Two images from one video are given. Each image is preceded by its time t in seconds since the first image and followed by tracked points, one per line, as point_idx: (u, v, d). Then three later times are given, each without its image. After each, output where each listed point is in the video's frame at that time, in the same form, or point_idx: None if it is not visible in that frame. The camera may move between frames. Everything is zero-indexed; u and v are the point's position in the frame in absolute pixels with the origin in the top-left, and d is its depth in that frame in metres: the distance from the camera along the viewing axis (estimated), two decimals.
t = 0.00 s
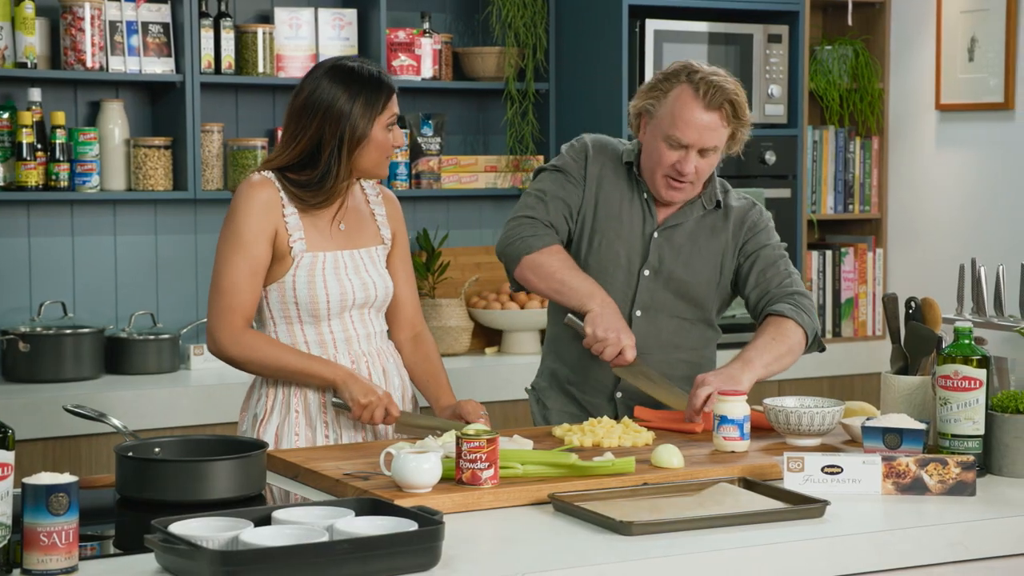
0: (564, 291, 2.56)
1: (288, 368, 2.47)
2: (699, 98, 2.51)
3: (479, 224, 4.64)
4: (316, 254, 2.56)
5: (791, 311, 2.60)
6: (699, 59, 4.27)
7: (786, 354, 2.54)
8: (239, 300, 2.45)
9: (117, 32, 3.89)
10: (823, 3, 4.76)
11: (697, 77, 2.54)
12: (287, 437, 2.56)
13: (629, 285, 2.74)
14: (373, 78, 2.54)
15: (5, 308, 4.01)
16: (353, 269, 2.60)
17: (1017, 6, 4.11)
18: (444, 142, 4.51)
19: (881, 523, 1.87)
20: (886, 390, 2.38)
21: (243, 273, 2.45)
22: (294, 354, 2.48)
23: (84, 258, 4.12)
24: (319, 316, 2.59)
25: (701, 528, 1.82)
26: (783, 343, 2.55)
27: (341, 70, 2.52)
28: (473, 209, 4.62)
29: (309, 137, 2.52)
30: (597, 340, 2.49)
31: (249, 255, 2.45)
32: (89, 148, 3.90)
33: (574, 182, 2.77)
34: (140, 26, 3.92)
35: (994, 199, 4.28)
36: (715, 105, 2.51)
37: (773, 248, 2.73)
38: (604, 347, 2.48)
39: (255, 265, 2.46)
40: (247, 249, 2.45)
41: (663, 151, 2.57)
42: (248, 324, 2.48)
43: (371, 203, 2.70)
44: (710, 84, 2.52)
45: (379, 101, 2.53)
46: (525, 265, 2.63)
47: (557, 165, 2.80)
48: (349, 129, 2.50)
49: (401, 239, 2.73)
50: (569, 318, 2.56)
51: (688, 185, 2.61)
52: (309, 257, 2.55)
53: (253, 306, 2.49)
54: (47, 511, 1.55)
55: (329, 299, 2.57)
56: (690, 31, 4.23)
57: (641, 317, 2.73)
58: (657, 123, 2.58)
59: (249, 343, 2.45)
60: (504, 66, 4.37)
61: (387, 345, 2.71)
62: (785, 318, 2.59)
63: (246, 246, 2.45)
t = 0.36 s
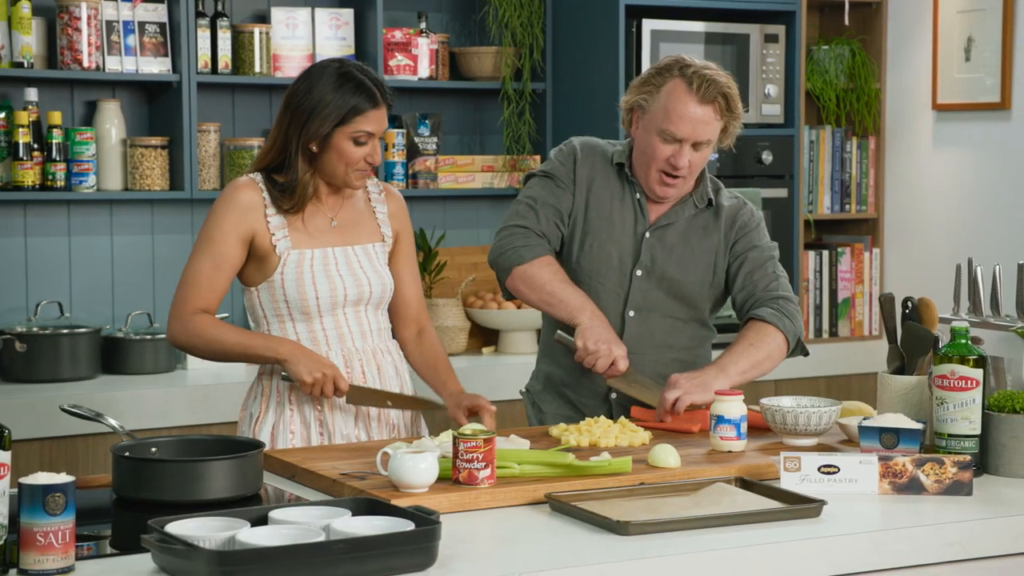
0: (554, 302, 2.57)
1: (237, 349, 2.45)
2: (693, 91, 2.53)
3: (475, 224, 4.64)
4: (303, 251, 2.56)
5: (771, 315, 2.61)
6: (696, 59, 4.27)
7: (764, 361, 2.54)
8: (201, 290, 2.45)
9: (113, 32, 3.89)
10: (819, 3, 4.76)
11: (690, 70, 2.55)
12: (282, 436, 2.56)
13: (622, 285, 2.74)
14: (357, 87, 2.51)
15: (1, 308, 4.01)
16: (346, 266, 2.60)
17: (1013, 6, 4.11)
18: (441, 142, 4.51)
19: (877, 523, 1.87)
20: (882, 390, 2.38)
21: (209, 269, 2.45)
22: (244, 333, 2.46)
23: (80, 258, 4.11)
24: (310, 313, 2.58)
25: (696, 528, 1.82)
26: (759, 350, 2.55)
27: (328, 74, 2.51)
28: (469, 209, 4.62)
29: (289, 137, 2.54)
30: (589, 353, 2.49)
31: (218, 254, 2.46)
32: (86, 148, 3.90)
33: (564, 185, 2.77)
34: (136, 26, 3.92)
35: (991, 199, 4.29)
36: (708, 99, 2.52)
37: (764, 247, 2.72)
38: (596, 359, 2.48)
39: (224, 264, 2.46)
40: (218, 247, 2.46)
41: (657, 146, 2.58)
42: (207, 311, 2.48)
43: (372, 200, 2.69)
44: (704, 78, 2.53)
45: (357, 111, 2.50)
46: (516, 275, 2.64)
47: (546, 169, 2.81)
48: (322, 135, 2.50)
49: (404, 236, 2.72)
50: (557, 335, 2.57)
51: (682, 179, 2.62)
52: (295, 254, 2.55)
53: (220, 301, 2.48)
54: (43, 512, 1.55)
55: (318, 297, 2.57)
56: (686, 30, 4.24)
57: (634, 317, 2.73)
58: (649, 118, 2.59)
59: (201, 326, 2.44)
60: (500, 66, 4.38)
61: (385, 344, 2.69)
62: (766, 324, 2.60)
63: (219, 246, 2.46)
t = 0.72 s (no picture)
0: (548, 311, 2.60)
1: (232, 358, 2.44)
2: (678, 92, 2.54)
3: (473, 224, 4.64)
4: (290, 254, 2.55)
5: (762, 317, 2.63)
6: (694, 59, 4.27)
7: (755, 365, 2.57)
8: (203, 298, 2.47)
9: (111, 32, 3.88)
10: (817, 3, 4.75)
11: (675, 71, 2.56)
12: (269, 436, 2.56)
13: (612, 286, 2.75)
14: (349, 88, 2.47)
15: None
16: (335, 269, 2.59)
17: (1010, 6, 4.11)
18: (438, 142, 4.51)
19: (874, 523, 1.87)
20: (879, 390, 2.38)
21: (206, 278, 2.47)
22: (240, 340, 2.45)
23: (77, 258, 4.11)
24: (296, 316, 2.59)
25: (694, 528, 1.82)
26: (750, 354, 2.58)
27: (322, 74, 2.47)
28: (468, 209, 4.62)
29: (280, 137, 2.51)
30: (584, 361, 2.54)
31: (211, 261, 2.47)
32: (83, 148, 3.90)
33: (553, 188, 2.76)
34: (134, 26, 3.91)
35: (989, 199, 4.29)
36: (694, 100, 2.53)
37: (754, 246, 2.73)
38: (590, 367, 2.52)
39: (218, 269, 2.47)
40: (209, 253, 2.47)
41: (643, 146, 2.58)
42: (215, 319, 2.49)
43: (373, 199, 2.67)
44: (688, 79, 2.55)
45: (347, 113, 2.46)
46: (510, 283, 2.66)
47: (535, 174, 2.79)
48: (311, 137, 2.47)
49: (415, 228, 2.71)
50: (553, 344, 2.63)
51: (670, 180, 2.62)
52: (282, 257, 2.54)
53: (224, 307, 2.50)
54: (41, 512, 1.55)
55: (303, 301, 2.57)
56: (683, 30, 4.24)
57: (625, 317, 2.73)
58: (635, 119, 2.59)
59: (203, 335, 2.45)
60: (498, 66, 4.39)
61: (378, 346, 2.69)
62: (755, 325, 2.63)
63: (211, 252, 2.47)
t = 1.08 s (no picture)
0: (542, 318, 2.59)
1: (281, 365, 2.44)
2: (668, 68, 2.63)
3: (471, 224, 4.64)
4: (298, 255, 2.54)
5: (761, 322, 2.63)
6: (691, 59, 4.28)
7: (753, 370, 2.58)
8: (230, 304, 2.44)
9: (109, 32, 3.88)
10: (815, 3, 4.75)
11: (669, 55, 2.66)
12: (272, 437, 2.57)
13: (606, 288, 2.74)
14: (357, 91, 2.46)
15: None
16: (341, 271, 2.58)
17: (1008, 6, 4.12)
18: (436, 142, 4.51)
19: (872, 523, 1.87)
20: (877, 390, 2.38)
21: (229, 280, 2.44)
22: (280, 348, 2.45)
23: (75, 258, 4.11)
24: (302, 317, 2.57)
25: (692, 528, 1.82)
26: (747, 358, 2.59)
27: (330, 76, 2.47)
28: (466, 209, 4.63)
29: (288, 138, 2.51)
30: (579, 368, 2.52)
31: (233, 262, 2.45)
32: (81, 148, 3.90)
33: (548, 190, 2.75)
34: (132, 26, 3.91)
35: (987, 198, 4.29)
36: (683, 76, 2.62)
37: (750, 245, 2.74)
38: (587, 373, 2.51)
39: (240, 269, 2.45)
40: (231, 254, 2.45)
41: (627, 116, 2.63)
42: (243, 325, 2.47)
43: (378, 203, 2.65)
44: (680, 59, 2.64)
45: (354, 115, 2.45)
46: (505, 290, 2.64)
47: (529, 176, 2.78)
48: (318, 138, 2.46)
49: (410, 239, 2.69)
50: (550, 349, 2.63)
51: (644, 157, 2.63)
52: (291, 258, 2.54)
53: (247, 310, 2.48)
54: (38, 512, 1.55)
55: (311, 301, 2.55)
56: (681, 30, 4.24)
57: (619, 319, 2.73)
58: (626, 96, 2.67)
59: (245, 345, 2.44)
60: (496, 66, 4.39)
61: (386, 347, 2.67)
62: (754, 330, 2.63)
63: (230, 252, 2.45)
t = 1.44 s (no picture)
0: (540, 321, 2.59)
1: (285, 358, 2.42)
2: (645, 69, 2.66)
3: (469, 224, 4.64)
4: (307, 254, 2.53)
5: (763, 326, 2.63)
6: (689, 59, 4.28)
7: (753, 372, 2.58)
8: (234, 297, 2.41)
9: (107, 32, 3.88)
10: (814, 3, 4.74)
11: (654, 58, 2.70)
12: (276, 436, 2.56)
13: (603, 288, 2.74)
14: (372, 92, 2.44)
15: None
16: (348, 270, 2.57)
17: (1006, 5, 4.11)
18: (434, 142, 4.51)
19: (871, 523, 1.87)
20: (876, 391, 2.38)
21: (235, 274, 2.42)
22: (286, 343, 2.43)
23: (73, 258, 4.10)
24: (308, 316, 2.55)
25: (690, 529, 1.82)
26: (746, 360, 2.58)
27: (345, 77, 2.44)
28: (464, 208, 4.62)
29: (301, 136, 2.49)
30: (577, 371, 2.51)
31: (240, 258, 2.42)
32: (79, 148, 3.89)
33: (544, 190, 2.76)
34: (130, 26, 3.91)
35: (986, 198, 4.29)
36: (657, 74, 2.64)
37: (749, 245, 2.73)
38: (584, 376, 2.49)
39: (247, 265, 2.43)
40: (238, 249, 2.43)
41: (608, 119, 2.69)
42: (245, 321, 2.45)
43: (383, 203, 2.65)
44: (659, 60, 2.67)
45: (369, 116, 2.43)
46: (502, 293, 2.64)
47: (526, 177, 2.79)
48: (331, 138, 2.44)
49: (415, 243, 2.69)
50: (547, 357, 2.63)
51: (621, 154, 2.66)
52: (299, 256, 2.52)
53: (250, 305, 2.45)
54: (37, 512, 1.54)
55: (318, 301, 2.54)
56: (679, 30, 4.25)
57: (616, 320, 2.73)
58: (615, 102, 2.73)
59: (245, 338, 2.41)
60: (494, 66, 4.38)
61: (389, 347, 2.66)
62: (754, 332, 2.63)
63: (238, 248, 2.43)
